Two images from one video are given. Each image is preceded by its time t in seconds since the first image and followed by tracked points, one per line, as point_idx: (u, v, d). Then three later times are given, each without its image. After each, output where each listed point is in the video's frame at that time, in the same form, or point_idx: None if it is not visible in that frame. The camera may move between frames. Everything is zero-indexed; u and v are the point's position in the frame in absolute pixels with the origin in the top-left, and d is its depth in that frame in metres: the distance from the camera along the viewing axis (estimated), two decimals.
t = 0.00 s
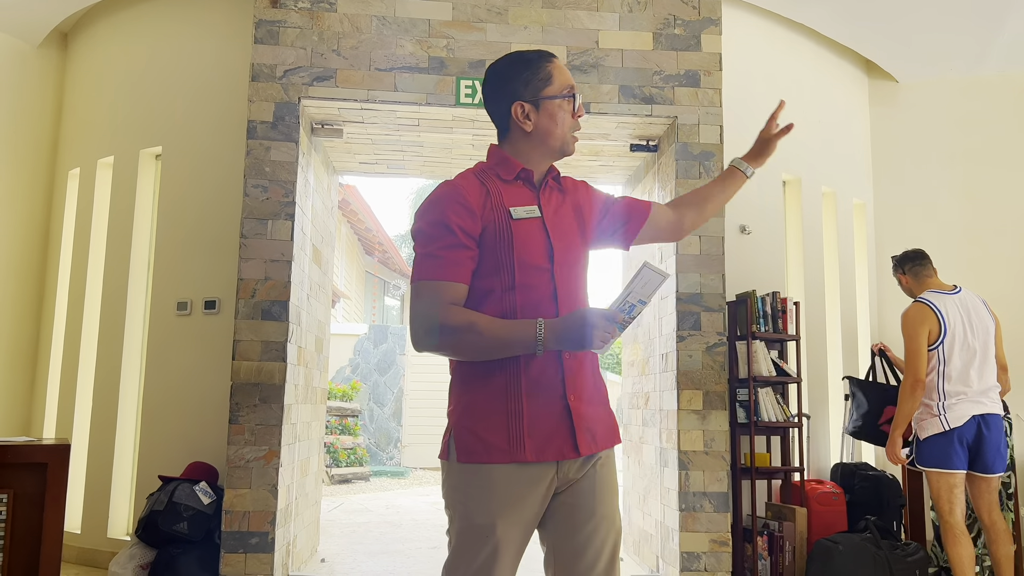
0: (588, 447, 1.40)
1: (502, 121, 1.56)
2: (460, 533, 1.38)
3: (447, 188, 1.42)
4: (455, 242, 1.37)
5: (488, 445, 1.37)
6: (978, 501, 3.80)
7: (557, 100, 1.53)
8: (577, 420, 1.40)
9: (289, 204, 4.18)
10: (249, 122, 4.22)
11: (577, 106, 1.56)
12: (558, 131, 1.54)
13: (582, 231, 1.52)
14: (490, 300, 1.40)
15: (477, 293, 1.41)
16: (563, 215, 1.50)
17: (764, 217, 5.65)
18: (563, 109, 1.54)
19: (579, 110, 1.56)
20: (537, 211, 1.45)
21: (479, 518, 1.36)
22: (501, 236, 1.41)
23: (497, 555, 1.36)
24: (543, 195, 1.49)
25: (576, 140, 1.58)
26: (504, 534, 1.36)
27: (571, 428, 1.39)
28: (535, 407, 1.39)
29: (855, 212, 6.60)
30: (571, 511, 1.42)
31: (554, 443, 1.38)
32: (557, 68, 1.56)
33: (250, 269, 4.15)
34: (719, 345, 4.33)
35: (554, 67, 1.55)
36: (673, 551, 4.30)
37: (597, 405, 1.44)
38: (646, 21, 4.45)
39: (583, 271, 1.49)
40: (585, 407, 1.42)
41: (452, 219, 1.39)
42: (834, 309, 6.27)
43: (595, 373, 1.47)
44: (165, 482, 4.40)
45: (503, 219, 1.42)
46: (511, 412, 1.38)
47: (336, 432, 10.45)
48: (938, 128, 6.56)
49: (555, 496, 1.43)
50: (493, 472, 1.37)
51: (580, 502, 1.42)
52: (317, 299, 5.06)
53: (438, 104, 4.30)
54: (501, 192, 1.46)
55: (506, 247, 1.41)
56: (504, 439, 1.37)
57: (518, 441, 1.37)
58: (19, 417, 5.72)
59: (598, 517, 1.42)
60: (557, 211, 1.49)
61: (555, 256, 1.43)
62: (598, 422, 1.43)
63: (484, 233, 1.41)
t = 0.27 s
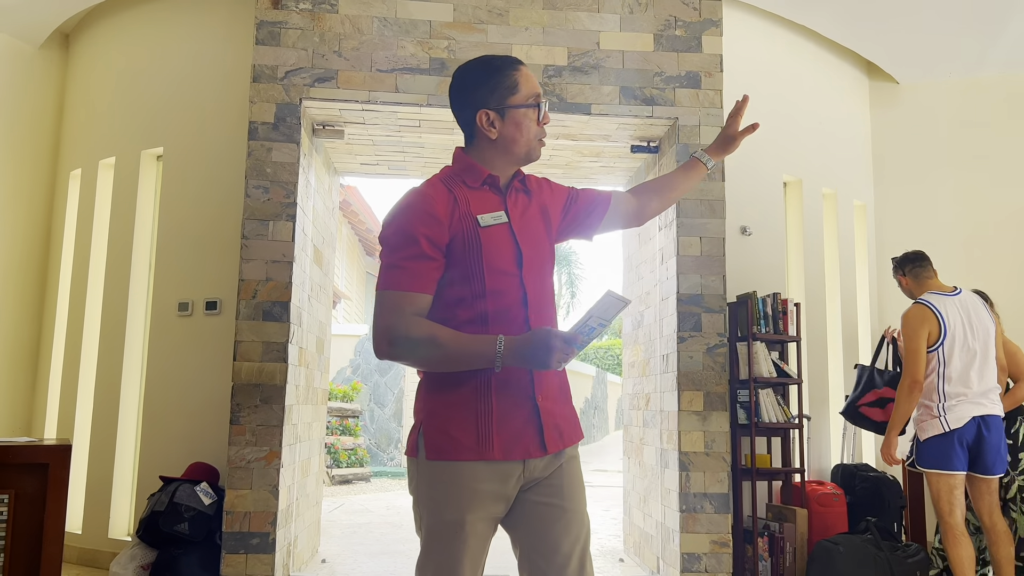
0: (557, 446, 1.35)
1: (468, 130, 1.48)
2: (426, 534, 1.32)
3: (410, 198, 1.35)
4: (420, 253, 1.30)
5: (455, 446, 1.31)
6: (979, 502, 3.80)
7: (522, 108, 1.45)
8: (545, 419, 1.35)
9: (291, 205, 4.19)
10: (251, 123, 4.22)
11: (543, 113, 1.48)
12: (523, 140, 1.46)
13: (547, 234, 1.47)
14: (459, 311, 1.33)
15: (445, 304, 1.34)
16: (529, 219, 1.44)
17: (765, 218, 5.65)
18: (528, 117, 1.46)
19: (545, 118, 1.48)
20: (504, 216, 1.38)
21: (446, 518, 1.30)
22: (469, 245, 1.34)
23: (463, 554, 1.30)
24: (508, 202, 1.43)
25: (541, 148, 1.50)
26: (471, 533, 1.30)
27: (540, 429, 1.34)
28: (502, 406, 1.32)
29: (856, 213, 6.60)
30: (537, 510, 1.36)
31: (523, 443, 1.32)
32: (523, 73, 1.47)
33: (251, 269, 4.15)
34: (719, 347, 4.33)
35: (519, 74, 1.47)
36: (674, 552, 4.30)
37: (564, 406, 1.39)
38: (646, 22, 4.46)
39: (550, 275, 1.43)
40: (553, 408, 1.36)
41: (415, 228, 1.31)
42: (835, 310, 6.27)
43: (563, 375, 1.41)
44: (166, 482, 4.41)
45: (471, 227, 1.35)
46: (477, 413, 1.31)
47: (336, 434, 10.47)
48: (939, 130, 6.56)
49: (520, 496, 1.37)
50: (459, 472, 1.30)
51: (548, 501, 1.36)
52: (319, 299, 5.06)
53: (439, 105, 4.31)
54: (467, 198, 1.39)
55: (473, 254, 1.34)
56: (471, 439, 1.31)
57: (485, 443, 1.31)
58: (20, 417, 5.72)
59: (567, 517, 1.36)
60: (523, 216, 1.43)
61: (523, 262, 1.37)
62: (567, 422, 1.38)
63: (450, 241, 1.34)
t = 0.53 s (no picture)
0: (529, 452, 1.34)
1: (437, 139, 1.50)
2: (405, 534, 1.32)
3: (383, 203, 1.35)
4: (387, 257, 1.29)
5: (428, 449, 1.30)
6: (980, 505, 3.80)
7: (469, 113, 1.41)
8: (517, 424, 1.33)
9: (293, 207, 4.20)
10: (253, 126, 4.23)
11: (495, 116, 1.41)
12: (474, 146, 1.42)
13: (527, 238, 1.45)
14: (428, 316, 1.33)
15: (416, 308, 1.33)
16: (506, 223, 1.42)
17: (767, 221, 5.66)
18: (477, 122, 1.41)
19: (497, 121, 1.41)
20: (476, 221, 1.36)
21: (423, 520, 1.30)
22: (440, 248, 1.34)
23: (442, 556, 1.29)
24: (485, 207, 1.41)
25: (504, 151, 1.44)
26: (448, 535, 1.30)
27: (512, 434, 1.33)
28: (475, 410, 1.31)
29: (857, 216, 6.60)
30: (517, 513, 1.36)
31: (496, 447, 1.32)
32: (474, 77, 1.43)
33: (253, 271, 4.15)
34: (720, 349, 4.33)
35: (462, 80, 1.43)
36: (675, 555, 4.29)
37: (539, 410, 1.38)
38: (647, 25, 4.46)
39: (526, 279, 1.41)
40: (526, 412, 1.35)
41: (384, 231, 1.31)
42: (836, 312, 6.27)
43: (538, 380, 1.40)
44: (167, 485, 4.41)
45: (443, 232, 1.35)
46: (451, 416, 1.31)
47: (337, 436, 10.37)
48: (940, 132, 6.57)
49: (500, 499, 1.36)
50: (434, 474, 1.30)
51: (528, 505, 1.36)
52: (320, 301, 5.07)
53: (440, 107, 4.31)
54: (440, 204, 1.38)
55: (445, 258, 1.33)
56: (444, 442, 1.30)
57: (457, 446, 1.30)
58: (21, 419, 5.73)
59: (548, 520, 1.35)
60: (498, 221, 1.41)
61: (496, 266, 1.36)
62: (541, 427, 1.36)
63: (421, 246, 1.33)
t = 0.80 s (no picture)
0: (507, 456, 1.33)
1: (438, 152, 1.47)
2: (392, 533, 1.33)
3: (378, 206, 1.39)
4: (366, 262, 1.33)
5: (407, 450, 1.32)
6: (982, 507, 3.79)
7: (438, 120, 1.37)
8: (495, 429, 1.33)
9: (294, 210, 4.20)
10: (255, 128, 4.24)
11: (459, 121, 1.35)
12: (447, 151, 1.37)
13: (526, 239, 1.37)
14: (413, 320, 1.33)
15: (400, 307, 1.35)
16: (502, 225, 1.35)
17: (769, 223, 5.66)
18: (443, 128, 1.36)
19: (462, 125, 1.35)
20: (461, 225, 1.33)
21: (404, 521, 1.30)
22: (423, 253, 1.33)
23: (424, 557, 1.29)
24: (478, 210, 1.35)
25: (479, 155, 1.37)
26: (429, 534, 1.30)
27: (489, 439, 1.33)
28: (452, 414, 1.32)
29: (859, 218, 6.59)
30: (502, 515, 1.34)
31: (472, 451, 1.32)
32: (446, 81, 1.37)
33: (255, 274, 4.15)
34: (722, 351, 4.33)
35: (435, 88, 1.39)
36: (677, 557, 4.28)
37: (526, 415, 1.35)
38: (649, 27, 4.46)
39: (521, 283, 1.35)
40: (509, 417, 1.34)
41: (369, 234, 1.36)
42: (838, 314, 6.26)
43: (528, 383, 1.37)
44: (169, 487, 4.41)
45: (428, 236, 1.34)
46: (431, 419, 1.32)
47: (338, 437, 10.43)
48: (942, 134, 6.56)
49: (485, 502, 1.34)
50: (416, 476, 1.32)
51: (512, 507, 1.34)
52: (322, 303, 5.08)
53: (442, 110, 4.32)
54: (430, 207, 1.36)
55: (427, 263, 1.33)
56: (423, 445, 1.32)
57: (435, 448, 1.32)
58: (23, 421, 5.73)
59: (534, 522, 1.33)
60: (491, 225, 1.34)
61: (479, 271, 1.32)
62: (523, 433, 1.35)
63: (401, 249, 1.34)
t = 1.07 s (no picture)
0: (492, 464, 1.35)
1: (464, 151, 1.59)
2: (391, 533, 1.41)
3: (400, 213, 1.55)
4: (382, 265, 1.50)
5: (403, 451, 1.39)
6: (984, 510, 3.78)
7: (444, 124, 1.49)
8: (482, 433, 1.36)
9: (296, 212, 4.20)
10: (257, 131, 4.24)
11: (453, 122, 1.44)
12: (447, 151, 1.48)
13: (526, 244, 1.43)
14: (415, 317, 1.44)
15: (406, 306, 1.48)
16: (497, 230, 1.43)
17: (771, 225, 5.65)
18: (445, 128, 1.47)
19: (455, 125, 1.44)
20: (461, 229, 1.44)
21: (401, 526, 1.37)
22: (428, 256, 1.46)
23: (417, 558, 1.35)
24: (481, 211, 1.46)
25: (473, 154, 1.45)
26: (418, 533, 1.36)
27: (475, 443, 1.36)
28: (445, 415, 1.38)
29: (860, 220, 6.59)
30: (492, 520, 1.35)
31: (459, 455, 1.36)
32: (451, 86, 1.48)
33: (257, 276, 4.15)
34: (724, 354, 4.32)
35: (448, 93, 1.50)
36: (679, 560, 4.28)
37: (520, 422, 1.38)
38: (650, 30, 4.46)
39: (516, 285, 1.41)
40: (499, 422, 1.37)
41: (388, 242, 1.52)
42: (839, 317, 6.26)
43: (526, 389, 1.40)
44: (170, 489, 4.41)
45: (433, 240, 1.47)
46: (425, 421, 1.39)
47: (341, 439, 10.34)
48: (943, 137, 6.56)
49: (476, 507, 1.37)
50: (409, 480, 1.38)
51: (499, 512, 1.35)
52: (323, 305, 5.07)
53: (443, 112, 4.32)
54: (441, 212, 1.49)
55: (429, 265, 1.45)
56: (416, 444, 1.38)
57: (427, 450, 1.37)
58: (25, 423, 5.73)
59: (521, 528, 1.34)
60: (490, 226, 1.44)
61: (474, 271, 1.41)
62: (512, 441, 1.36)
63: (411, 253, 1.49)
